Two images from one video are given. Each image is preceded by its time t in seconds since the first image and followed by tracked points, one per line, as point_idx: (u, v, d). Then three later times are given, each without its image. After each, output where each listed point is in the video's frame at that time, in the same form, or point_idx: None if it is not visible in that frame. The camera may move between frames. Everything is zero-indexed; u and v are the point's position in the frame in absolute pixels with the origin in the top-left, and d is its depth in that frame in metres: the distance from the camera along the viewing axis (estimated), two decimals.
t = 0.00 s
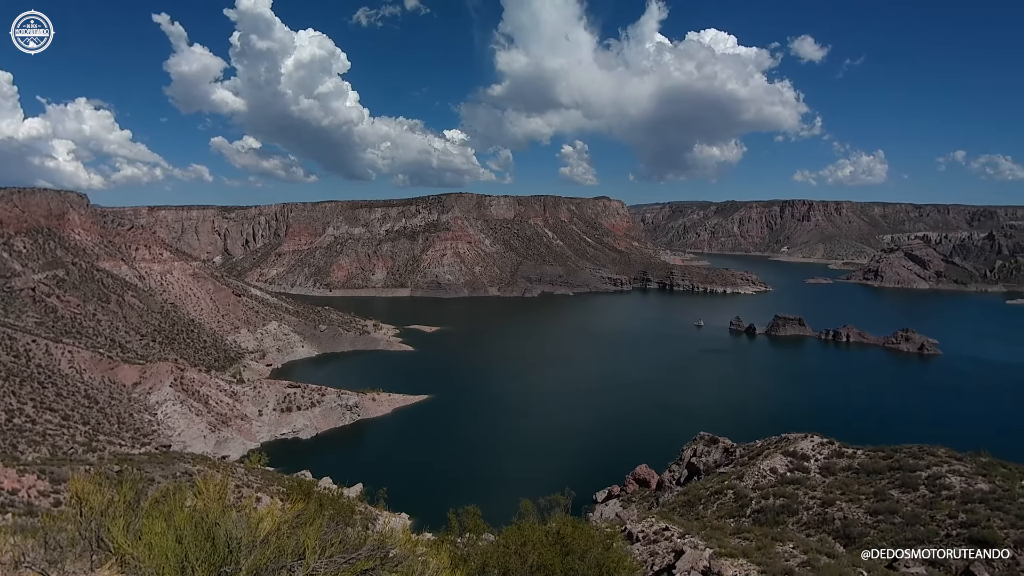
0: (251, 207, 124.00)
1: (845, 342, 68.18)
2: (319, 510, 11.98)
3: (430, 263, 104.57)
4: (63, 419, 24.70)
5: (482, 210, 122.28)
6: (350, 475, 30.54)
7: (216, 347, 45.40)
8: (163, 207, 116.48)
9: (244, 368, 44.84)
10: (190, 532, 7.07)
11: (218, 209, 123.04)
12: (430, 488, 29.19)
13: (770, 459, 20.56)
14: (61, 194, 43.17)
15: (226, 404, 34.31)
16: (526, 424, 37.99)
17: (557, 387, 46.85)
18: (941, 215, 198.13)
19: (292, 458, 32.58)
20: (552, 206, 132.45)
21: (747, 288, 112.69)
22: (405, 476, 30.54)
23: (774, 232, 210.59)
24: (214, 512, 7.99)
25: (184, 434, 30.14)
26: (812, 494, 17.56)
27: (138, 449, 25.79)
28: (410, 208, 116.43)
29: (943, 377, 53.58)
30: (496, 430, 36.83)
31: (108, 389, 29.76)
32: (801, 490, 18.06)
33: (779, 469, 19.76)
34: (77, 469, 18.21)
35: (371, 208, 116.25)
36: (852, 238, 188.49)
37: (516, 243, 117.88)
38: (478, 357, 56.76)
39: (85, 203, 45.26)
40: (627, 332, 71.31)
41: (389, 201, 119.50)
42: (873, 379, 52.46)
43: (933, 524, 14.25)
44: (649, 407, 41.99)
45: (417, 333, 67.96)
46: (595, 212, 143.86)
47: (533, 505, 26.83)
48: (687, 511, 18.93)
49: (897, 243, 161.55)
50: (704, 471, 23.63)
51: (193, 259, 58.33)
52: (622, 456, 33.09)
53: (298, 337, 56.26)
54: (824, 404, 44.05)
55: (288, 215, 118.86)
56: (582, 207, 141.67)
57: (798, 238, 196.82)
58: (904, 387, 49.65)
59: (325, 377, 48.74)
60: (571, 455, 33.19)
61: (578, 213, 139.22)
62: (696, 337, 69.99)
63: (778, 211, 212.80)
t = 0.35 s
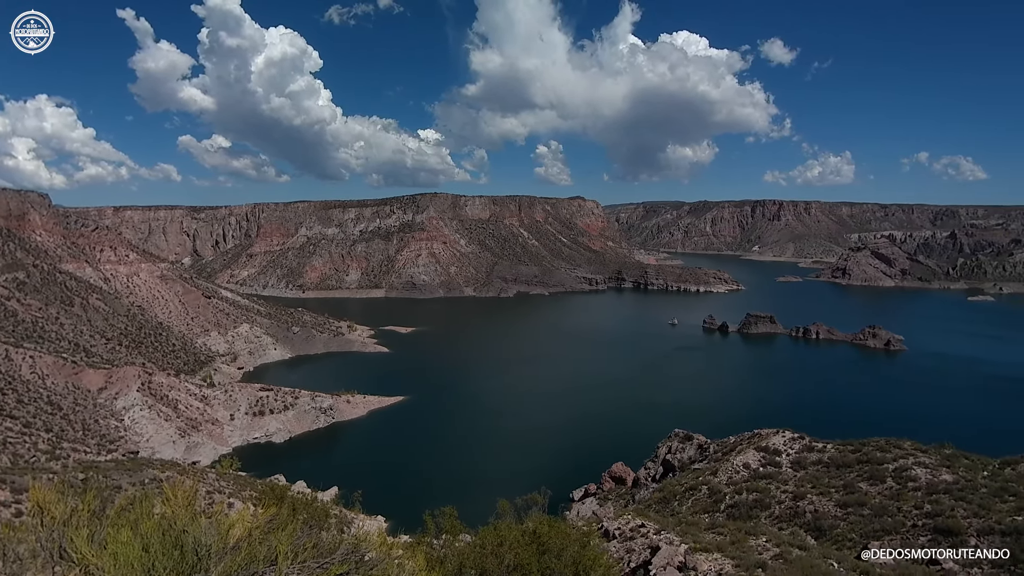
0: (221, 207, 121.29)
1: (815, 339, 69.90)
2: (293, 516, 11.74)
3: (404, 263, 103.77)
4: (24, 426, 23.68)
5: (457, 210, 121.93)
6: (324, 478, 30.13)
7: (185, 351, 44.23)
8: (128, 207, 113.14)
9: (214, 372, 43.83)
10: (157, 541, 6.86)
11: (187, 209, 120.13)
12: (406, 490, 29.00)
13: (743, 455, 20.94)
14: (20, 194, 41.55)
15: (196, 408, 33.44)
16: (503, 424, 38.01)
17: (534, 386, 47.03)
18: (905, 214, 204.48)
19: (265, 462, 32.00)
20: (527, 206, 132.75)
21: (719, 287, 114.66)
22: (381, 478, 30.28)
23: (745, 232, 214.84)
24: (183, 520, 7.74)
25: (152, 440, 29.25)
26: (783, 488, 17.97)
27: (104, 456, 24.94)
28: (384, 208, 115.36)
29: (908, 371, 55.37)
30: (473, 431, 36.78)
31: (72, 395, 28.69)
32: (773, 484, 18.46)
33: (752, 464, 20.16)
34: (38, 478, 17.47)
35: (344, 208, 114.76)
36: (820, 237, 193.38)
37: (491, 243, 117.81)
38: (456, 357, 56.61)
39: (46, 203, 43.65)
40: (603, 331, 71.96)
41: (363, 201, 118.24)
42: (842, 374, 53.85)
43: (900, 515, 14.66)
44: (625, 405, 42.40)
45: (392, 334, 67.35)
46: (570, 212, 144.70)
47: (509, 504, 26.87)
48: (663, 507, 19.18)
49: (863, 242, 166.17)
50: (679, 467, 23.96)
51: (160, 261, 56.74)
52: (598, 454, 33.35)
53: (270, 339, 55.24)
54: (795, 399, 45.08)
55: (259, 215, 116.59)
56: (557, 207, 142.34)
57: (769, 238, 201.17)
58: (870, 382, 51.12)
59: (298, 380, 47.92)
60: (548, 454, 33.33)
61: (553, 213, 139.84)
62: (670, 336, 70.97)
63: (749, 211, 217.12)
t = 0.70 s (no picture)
0: (186, 207, 118.10)
1: (783, 336, 71.65)
2: (262, 521, 11.45)
3: (376, 264, 102.64)
4: None
5: (430, 210, 121.28)
6: (296, 483, 29.63)
7: (150, 355, 42.92)
8: (88, 207, 109.26)
9: (181, 376, 42.63)
10: (120, 552, 6.64)
11: (151, 209, 116.64)
12: (379, 492, 28.75)
13: (715, 450, 21.33)
14: None
15: (162, 413, 32.43)
16: (477, 424, 38.03)
17: (508, 386, 47.06)
18: (868, 213, 211.06)
19: (234, 467, 31.28)
20: (500, 206, 132.84)
21: (690, 285, 116.57)
22: (353, 481, 29.91)
23: (715, 231, 218.99)
24: (147, 529, 7.51)
25: (116, 447, 28.26)
26: (754, 483, 18.35)
27: (66, 464, 23.98)
28: (356, 208, 113.92)
29: (872, 366, 57.24)
30: (447, 431, 36.68)
31: (30, 401, 27.50)
32: (744, 479, 18.85)
33: (723, 459, 20.55)
34: None
35: (315, 208, 112.93)
36: (787, 236, 198.31)
37: (464, 243, 117.48)
38: (430, 357, 56.34)
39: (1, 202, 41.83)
40: (576, 330, 72.54)
41: (334, 201, 116.58)
42: (807, 370, 55.42)
43: (866, 506, 15.11)
44: (598, 403, 42.83)
45: (365, 335, 66.55)
46: (543, 212, 145.31)
47: (484, 504, 26.89)
48: (637, 504, 19.38)
49: (828, 241, 171.07)
50: (652, 464, 24.26)
51: (123, 262, 54.96)
52: (572, 452, 33.60)
53: (239, 342, 54.01)
54: (761, 394, 46.25)
55: (227, 215, 113.87)
56: (530, 207, 142.79)
57: (738, 237, 205.43)
58: (834, 377, 52.70)
59: (268, 383, 46.94)
60: (522, 453, 33.45)
61: (526, 212, 140.19)
62: (642, 334, 71.97)
63: (718, 211, 221.41)
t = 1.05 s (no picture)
0: (151, 207, 114.69)
1: (753, 333, 73.26)
2: (232, 527, 11.17)
3: (348, 264, 101.26)
4: None
5: (402, 210, 120.33)
6: (267, 487, 29.06)
7: (113, 359, 41.51)
8: (46, 207, 105.19)
9: (147, 381, 41.34)
10: (81, 561, 6.43)
11: (113, 209, 112.98)
12: (354, 495, 28.41)
13: (687, 446, 21.67)
14: None
15: (127, 419, 31.40)
16: (452, 424, 37.95)
17: (483, 386, 47.01)
18: (833, 213, 217.11)
19: (202, 473, 30.48)
20: (474, 206, 132.57)
21: (662, 284, 118.23)
22: (327, 484, 29.52)
23: (686, 230, 222.61)
24: (110, 538, 7.28)
25: (78, 455, 27.24)
26: (725, 477, 18.71)
27: (24, 474, 22.98)
28: (327, 208, 112.22)
29: (838, 362, 58.89)
30: (422, 432, 36.51)
31: None
32: (715, 474, 19.19)
33: (695, 455, 20.89)
34: None
35: (285, 208, 110.84)
36: (756, 234, 202.65)
37: (437, 243, 116.88)
38: (404, 358, 55.97)
39: None
40: (550, 329, 72.97)
41: (305, 200, 114.67)
42: (774, 366, 56.84)
43: (833, 498, 15.55)
44: (572, 402, 43.15)
45: (337, 336, 65.61)
46: (516, 212, 145.58)
47: (459, 505, 26.81)
48: (611, 501, 19.56)
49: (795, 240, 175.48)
50: (626, 461, 24.52)
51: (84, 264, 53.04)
52: (547, 451, 33.76)
53: (207, 344, 52.66)
54: (732, 391, 47.21)
55: (193, 215, 110.95)
56: (504, 207, 142.86)
57: (708, 236, 209.18)
58: (801, 373, 54.12)
59: (237, 386, 45.87)
60: (497, 452, 33.48)
61: (500, 212, 140.21)
62: (616, 332, 72.77)
63: (689, 210, 225.16)
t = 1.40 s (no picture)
0: (111, 207, 110.97)
1: (722, 330, 74.68)
2: (199, 536, 10.90)
3: (318, 265, 99.59)
4: None
5: (373, 210, 119.05)
6: (234, 494, 28.41)
7: (72, 365, 39.99)
8: None
9: (108, 386, 39.98)
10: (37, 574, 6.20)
11: (70, 210, 109.03)
12: (326, 499, 28.02)
13: (659, 443, 21.98)
14: None
15: (88, 426, 30.30)
16: (426, 425, 37.79)
17: (456, 386, 46.87)
18: (798, 212, 222.89)
19: (166, 480, 29.61)
20: (445, 206, 132.01)
21: (634, 283, 119.66)
22: (301, 488, 29.11)
23: (656, 230, 225.79)
24: (67, 550, 7.02)
25: (34, 464, 26.16)
26: (696, 473, 19.03)
27: None
28: (295, 208, 110.34)
29: (804, 358, 60.46)
30: (397, 433, 36.28)
31: None
32: (687, 470, 19.51)
33: (667, 452, 21.18)
34: None
35: (252, 208, 108.53)
36: (724, 234, 206.73)
37: (409, 244, 116.00)
38: (375, 359, 55.51)
39: None
40: (523, 329, 73.28)
41: (272, 201, 112.46)
42: (743, 362, 58.07)
43: (800, 491, 15.97)
44: (545, 400, 43.42)
45: (306, 339, 64.56)
46: (488, 212, 145.55)
47: (433, 506, 26.66)
48: (584, 499, 19.72)
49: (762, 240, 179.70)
50: (599, 459, 24.72)
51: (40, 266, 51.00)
52: (521, 450, 33.84)
53: (172, 348, 51.16)
54: (701, 387, 48.13)
55: (156, 215, 107.71)
56: (476, 207, 142.63)
57: (678, 236, 212.68)
58: (768, 369, 55.46)
59: (202, 390, 44.71)
60: (472, 452, 33.45)
61: (472, 212, 139.96)
62: (588, 331, 73.44)
63: (659, 210, 228.46)
